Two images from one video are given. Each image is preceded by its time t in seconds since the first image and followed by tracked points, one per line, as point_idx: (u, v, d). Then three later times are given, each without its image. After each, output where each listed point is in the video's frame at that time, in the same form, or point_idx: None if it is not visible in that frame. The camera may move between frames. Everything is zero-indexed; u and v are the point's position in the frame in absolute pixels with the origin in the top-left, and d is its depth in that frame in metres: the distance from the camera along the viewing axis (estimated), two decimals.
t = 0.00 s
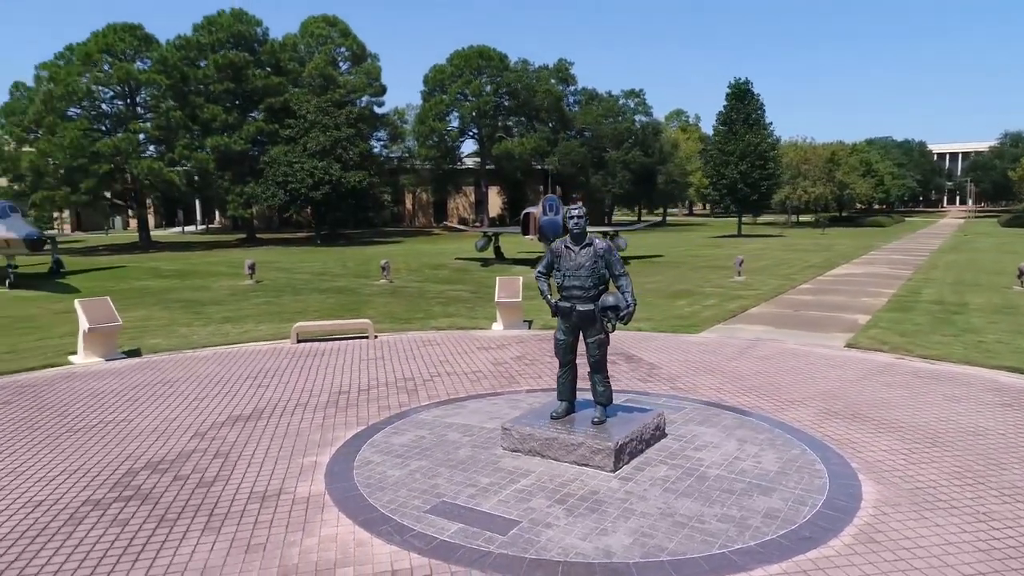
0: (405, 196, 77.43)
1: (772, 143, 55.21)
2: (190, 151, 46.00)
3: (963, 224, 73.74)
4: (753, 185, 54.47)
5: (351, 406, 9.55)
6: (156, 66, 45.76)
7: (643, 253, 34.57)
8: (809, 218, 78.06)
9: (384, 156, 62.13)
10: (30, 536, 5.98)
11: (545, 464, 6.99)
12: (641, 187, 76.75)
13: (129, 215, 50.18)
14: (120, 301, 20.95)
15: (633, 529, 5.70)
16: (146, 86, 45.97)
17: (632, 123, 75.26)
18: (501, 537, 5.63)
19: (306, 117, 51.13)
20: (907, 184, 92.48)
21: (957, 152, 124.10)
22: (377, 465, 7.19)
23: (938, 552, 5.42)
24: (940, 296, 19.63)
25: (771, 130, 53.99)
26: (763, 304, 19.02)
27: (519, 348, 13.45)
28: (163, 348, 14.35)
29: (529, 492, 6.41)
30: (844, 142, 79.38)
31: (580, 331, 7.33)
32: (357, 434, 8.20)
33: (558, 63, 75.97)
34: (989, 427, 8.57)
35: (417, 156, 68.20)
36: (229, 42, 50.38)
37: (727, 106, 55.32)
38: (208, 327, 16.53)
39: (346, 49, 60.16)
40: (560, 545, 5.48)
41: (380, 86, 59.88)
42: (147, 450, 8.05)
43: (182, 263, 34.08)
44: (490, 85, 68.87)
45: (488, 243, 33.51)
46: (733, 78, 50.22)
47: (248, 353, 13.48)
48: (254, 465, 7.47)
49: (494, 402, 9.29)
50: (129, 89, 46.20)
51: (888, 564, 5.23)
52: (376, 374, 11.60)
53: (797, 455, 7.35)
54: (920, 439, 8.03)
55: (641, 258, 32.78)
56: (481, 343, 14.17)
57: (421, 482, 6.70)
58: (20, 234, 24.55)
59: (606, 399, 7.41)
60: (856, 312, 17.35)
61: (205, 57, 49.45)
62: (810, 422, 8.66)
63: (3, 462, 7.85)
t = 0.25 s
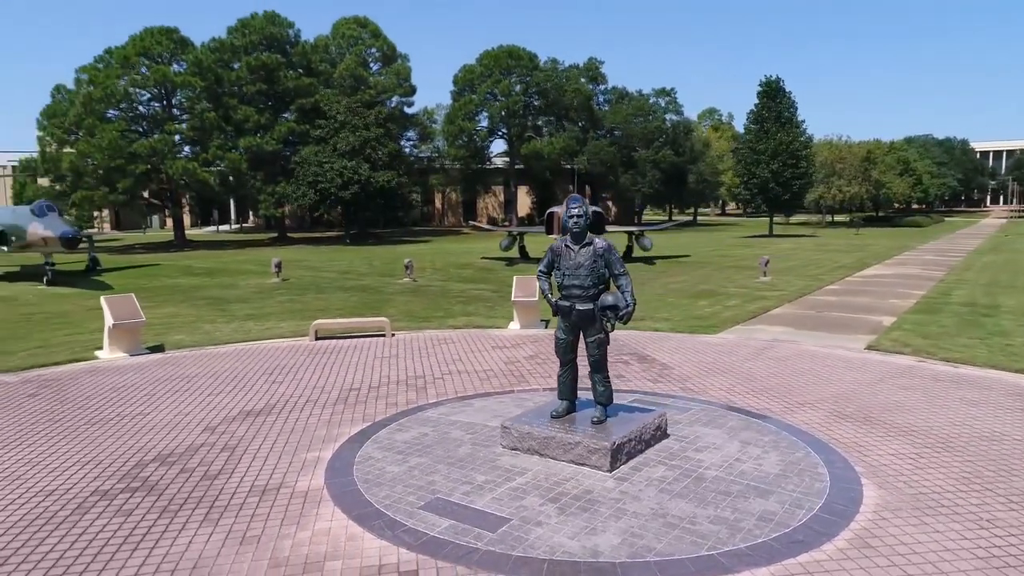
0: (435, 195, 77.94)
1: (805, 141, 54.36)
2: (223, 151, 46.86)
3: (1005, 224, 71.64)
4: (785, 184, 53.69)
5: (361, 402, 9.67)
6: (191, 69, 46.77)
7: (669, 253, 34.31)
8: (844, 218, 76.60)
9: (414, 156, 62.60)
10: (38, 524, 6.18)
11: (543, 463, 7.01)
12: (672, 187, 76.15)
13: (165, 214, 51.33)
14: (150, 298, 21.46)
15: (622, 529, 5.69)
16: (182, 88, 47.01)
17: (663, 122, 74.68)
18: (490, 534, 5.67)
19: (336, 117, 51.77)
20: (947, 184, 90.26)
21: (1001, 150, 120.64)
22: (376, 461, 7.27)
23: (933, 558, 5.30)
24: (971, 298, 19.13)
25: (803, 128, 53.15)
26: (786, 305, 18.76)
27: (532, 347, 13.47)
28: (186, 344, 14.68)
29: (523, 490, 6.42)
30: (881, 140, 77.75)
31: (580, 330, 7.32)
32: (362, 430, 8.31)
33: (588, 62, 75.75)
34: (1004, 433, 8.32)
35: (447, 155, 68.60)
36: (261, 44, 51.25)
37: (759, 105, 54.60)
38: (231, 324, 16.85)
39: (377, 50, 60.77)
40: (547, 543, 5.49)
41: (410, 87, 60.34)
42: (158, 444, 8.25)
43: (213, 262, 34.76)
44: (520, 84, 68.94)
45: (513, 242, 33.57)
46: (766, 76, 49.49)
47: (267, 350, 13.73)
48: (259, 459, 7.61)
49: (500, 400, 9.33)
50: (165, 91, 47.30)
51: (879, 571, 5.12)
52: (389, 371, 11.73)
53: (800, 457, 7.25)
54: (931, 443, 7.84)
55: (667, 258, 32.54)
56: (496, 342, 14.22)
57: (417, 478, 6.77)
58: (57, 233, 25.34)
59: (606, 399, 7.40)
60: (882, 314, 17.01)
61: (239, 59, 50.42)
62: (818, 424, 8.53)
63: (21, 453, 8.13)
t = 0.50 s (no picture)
0: (465, 195, 78.28)
1: (838, 140, 53.33)
2: (255, 152, 47.67)
3: None
4: (817, 184, 52.75)
5: (368, 400, 9.77)
6: (224, 70, 47.72)
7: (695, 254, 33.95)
8: (881, 218, 74.94)
9: (443, 155, 62.94)
10: (45, 513, 6.38)
11: (539, 461, 7.01)
12: (703, 186, 75.32)
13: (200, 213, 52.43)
14: (179, 295, 21.94)
15: (611, 529, 5.67)
16: (215, 90, 47.97)
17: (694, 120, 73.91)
18: (478, 531, 5.69)
19: (366, 117, 52.29)
20: (990, 183, 87.67)
21: None
22: (375, 457, 7.35)
23: (927, 566, 5.18)
24: (1004, 300, 18.58)
25: (837, 126, 52.14)
26: (810, 306, 18.44)
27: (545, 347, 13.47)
28: (207, 340, 14.99)
29: (516, 488, 6.43)
30: (920, 138, 75.92)
31: (580, 330, 7.31)
32: (366, 427, 8.40)
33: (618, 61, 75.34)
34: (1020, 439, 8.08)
35: (476, 155, 68.83)
36: (293, 45, 51.99)
37: (792, 102, 53.71)
38: (252, 321, 17.14)
39: (407, 50, 61.25)
40: (533, 541, 5.50)
41: (440, 87, 60.67)
42: (167, 437, 8.44)
43: (243, 260, 35.36)
44: (549, 84, 68.85)
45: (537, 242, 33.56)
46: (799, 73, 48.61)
47: (285, 347, 13.95)
48: (263, 453, 7.74)
49: (506, 398, 9.35)
50: (200, 92, 48.30)
51: None
52: (401, 369, 11.83)
53: (801, 460, 7.14)
54: (941, 449, 7.65)
55: (694, 258, 32.22)
56: (510, 341, 14.24)
57: (412, 475, 6.82)
58: (91, 232, 25.88)
59: (605, 398, 7.37)
60: (908, 316, 16.62)
61: (271, 60, 51.30)
62: (826, 427, 8.38)
63: (37, 443, 8.39)
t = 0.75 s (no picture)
0: (495, 195, 78.44)
1: (875, 138, 52.15)
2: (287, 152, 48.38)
3: None
4: (852, 183, 51.66)
5: (376, 397, 9.85)
6: (258, 72, 48.59)
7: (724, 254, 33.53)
8: (921, 217, 73.08)
9: (473, 155, 63.18)
10: (54, 502, 6.58)
11: (536, 460, 7.01)
12: (736, 185, 74.33)
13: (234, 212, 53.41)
14: (207, 293, 22.39)
15: (598, 529, 5.64)
16: (249, 92, 48.86)
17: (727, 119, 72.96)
18: (466, 529, 5.71)
19: (395, 117, 52.71)
20: None
21: None
22: (374, 454, 7.41)
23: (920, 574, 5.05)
24: None
25: (873, 124, 51.00)
26: (835, 308, 18.07)
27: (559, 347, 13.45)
28: (229, 337, 15.29)
29: (509, 487, 6.44)
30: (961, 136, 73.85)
31: (578, 329, 7.28)
32: (370, 424, 8.48)
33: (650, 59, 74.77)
34: None
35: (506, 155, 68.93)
36: (325, 47, 52.65)
37: (826, 100, 52.69)
38: (275, 318, 17.43)
39: (438, 51, 61.62)
40: (520, 540, 5.50)
41: (470, 87, 60.88)
42: (178, 431, 8.63)
43: (274, 258, 35.95)
44: (579, 83, 68.56)
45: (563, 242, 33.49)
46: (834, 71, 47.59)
47: (303, 344, 14.16)
48: (267, 448, 7.87)
49: (512, 397, 9.36)
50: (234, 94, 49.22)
51: None
52: (414, 367, 11.92)
53: (802, 464, 7.01)
54: (951, 455, 7.45)
55: (721, 258, 31.81)
56: (525, 340, 14.24)
57: (409, 472, 6.87)
58: (125, 230, 26.51)
59: (604, 399, 7.32)
60: (935, 318, 16.19)
61: (303, 62, 52.07)
62: (834, 430, 8.22)
63: (54, 434, 8.66)
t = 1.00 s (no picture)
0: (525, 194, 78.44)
1: (913, 136, 50.89)
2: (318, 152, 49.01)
3: None
4: (889, 182, 50.48)
5: (384, 394, 9.94)
6: (290, 74, 49.37)
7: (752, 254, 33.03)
8: (962, 217, 71.09)
9: (503, 154, 63.28)
10: (62, 492, 6.78)
11: (531, 459, 7.00)
12: (770, 185, 73.17)
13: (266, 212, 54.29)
14: (234, 290, 22.82)
15: (584, 530, 5.60)
16: (282, 93, 49.65)
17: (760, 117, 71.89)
18: (453, 526, 5.73)
19: (425, 118, 53.06)
20: None
21: None
22: (373, 451, 7.47)
23: None
24: None
25: (911, 122, 49.76)
26: (860, 309, 17.68)
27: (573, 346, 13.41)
28: (250, 334, 15.56)
29: (501, 486, 6.44)
30: (1006, 134, 71.65)
31: (576, 328, 7.25)
32: (373, 420, 8.55)
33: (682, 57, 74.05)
34: None
35: (535, 154, 68.85)
36: (356, 48, 53.26)
37: (862, 97, 51.58)
38: (297, 316, 17.69)
39: (468, 51, 61.85)
40: (505, 539, 5.49)
41: (499, 87, 60.95)
42: (188, 425, 8.82)
43: (303, 257, 36.47)
44: (610, 82, 68.13)
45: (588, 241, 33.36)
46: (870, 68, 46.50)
47: (320, 342, 14.34)
48: (270, 443, 8.00)
49: (517, 396, 9.37)
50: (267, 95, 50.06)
51: None
52: (424, 365, 11.98)
53: (803, 468, 6.88)
54: (961, 461, 7.23)
55: (750, 258, 31.34)
56: (539, 339, 14.23)
57: (404, 469, 6.91)
58: (156, 229, 27.20)
59: (602, 399, 7.28)
60: (964, 321, 15.74)
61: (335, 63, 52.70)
62: (842, 434, 8.05)
63: (70, 426, 8.92)
